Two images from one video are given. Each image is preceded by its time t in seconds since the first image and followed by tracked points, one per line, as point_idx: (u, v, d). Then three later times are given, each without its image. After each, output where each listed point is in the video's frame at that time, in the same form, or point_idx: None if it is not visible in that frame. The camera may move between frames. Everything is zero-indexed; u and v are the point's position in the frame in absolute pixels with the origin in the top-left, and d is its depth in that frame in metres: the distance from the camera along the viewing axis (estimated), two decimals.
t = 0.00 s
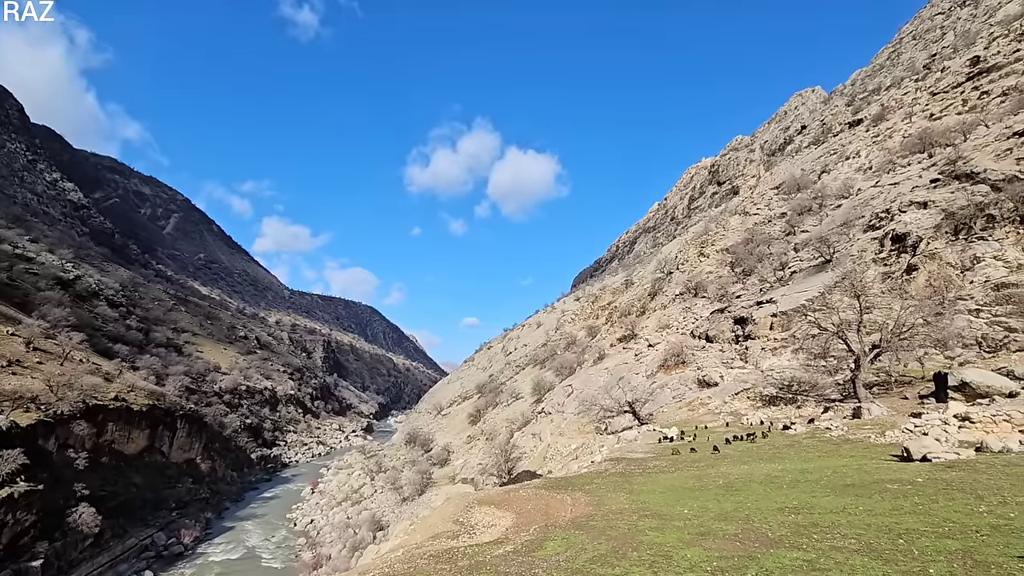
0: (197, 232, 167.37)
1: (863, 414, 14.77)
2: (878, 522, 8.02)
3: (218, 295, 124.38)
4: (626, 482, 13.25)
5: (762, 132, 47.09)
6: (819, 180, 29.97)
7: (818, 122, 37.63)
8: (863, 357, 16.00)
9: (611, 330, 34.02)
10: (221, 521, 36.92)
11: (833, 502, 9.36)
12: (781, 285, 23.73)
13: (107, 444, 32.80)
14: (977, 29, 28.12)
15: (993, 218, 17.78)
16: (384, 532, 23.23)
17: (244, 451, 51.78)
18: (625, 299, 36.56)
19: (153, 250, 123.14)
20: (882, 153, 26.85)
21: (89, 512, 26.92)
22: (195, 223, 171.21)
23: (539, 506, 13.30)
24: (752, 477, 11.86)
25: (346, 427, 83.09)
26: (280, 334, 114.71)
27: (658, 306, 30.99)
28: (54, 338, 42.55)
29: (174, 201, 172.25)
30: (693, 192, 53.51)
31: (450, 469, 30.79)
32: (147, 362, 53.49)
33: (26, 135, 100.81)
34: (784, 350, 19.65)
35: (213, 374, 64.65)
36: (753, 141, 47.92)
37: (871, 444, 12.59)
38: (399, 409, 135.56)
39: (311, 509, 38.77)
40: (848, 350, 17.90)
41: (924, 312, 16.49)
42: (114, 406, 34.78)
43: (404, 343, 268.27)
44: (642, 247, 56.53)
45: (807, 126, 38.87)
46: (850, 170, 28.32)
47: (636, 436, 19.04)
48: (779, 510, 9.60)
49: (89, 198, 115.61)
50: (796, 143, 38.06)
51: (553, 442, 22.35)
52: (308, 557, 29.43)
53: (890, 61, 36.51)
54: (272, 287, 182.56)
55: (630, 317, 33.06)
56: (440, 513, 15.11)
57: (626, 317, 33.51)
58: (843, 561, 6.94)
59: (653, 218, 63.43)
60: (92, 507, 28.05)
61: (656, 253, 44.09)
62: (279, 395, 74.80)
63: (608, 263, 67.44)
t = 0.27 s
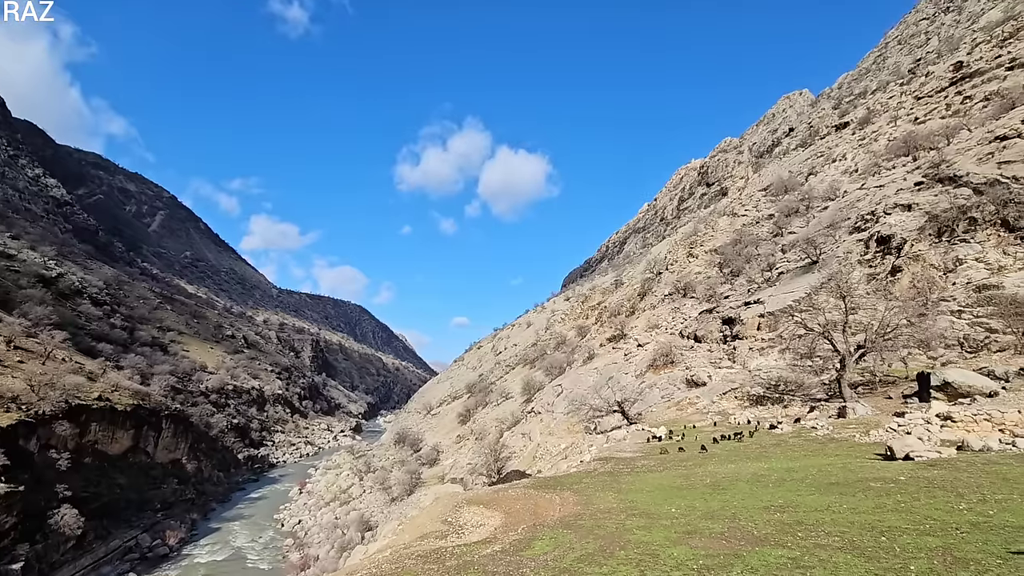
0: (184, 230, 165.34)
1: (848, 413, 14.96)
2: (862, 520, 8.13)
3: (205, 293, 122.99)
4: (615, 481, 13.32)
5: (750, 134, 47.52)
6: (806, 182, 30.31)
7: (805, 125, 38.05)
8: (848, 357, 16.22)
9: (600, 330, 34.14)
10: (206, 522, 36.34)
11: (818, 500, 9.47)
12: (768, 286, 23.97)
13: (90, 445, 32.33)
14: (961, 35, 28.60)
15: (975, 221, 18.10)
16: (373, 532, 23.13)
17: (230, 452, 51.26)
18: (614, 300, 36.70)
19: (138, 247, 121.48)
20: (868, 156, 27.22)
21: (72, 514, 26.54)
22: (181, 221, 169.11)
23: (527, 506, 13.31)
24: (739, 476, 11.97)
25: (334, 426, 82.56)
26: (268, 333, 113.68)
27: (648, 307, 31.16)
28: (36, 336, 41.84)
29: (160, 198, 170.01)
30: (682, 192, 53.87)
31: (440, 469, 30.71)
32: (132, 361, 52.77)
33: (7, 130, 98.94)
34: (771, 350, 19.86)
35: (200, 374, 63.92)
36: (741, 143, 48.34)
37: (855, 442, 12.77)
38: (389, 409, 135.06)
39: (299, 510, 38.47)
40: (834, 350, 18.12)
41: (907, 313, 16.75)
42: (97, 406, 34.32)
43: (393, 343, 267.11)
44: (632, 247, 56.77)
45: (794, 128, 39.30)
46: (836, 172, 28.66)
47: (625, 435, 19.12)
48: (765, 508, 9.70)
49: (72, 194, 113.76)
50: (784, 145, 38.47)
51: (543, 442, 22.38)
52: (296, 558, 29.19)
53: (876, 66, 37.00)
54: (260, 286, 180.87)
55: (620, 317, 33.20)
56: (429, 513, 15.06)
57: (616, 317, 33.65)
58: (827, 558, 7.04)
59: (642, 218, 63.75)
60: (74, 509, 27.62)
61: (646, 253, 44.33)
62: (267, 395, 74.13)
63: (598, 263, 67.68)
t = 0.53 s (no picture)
0: (169, 227, 163.05)
1: (832, 413, 15.15)
2: (844, 518, 8.25)
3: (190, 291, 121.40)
4: (602, 481, 13.37)
5: (738, 137, 47.98)
6: (792, 185, 30.68)
7: (792, 128, 38.51)
8: (832, 358, 16.44)
9: (589, 330, 34.26)
10: (190, 523, 35.72)
11: (801, 499, 9.59)
12: (755, 287, 24.22)
13: (70, 444, 31.79)
14: (944, 42, 29.13)
15: (956, 225, 18.44)
16: (360, 532, 23.00)
17: (215, 452, 50.69)
18: (603, 300, 36.86)
19: (122, 244, 119.61)
20: (853, 159, 27.62)
21: (52, 515, 26.18)
22: (166, 218, 166.76)
23: (515, 506, 13.31)
24: (724, 475, 12.08)
25: (322, 426, 81.95)
26: (255, 332, 112.50)
27: (636, 307, 31.34)
28: (16, 334, 41.03)
29: (145, 195, 167.48)
30: (671, 194, 54.24)
31: (428, 469, 30.61)
32: (114, 360, 51.95)
33: None
34: (757, 350, 20.07)
35: (185, 373, 63.10)
36: (729, 146, 48.79)
37: (839, 442, 12.95)
38: (376, 409, 134.39)
39: (285, 510, 38.13)
40: (818, 351, 18.35)
41: (890, 315, 17.03)
42: (78, 406, 33.78)
43: (382, 342, 265.72)
44: (621, 247, 57.04)
45: (781, 131, 39.77)
46: (822, 175, 29.05)
47: (613, 435, 19.19)
48: (750, 507, 9.80)
49: (54, 189, 111.65)
50: (771, 148, 38.90)
51: (531, 441, 22.40)
52: (282, 559, 28.92)
53: (862, 71, 37.56)
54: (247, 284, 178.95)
55: (608, 317, 33.35)
56: (416, 513, 14.99)
57: (605, 317, 33.81)
58: (809, 556, 7.13)
59: (632, 219, 64.09)
60: (55, 510, 27.14)
61: (634, 254, 44.57)
62: (253, 394, 73.37)
63: (587, 264, 67.91)
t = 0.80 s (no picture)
0: (152, 223, 160.55)
1: (816, 412, 15.36)
2: (826, 516, 8.38)
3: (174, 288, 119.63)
4: (589, 479, 13.42)
5: (726, 138, 48.39)
6: (778, 186, 31.02)
7: (779, 131, 38.94)
8: (816, 357, 16.67)
9: (578, 330, 34.35)
10: (173, 523, 35.19)
11: (785, 497, 9.71)
12: (741, 287, 24.47)
13: (50, 444, 31.22)
14: (926, 48, 29.62)
15: (938, 228, 18.78)
16: (346, 532, 22.86)
17: (199, 451, 50.05)
18: (592, 299, 36.97)
19: (104, 240, 117.53)
20: (838, 162, 28.00)
21: (29, 515, 25.95)
22: (150, 213, 164.18)
23: (502, 504, 13.31)
24: (709, 474, 12.20)
25: (308, 425, 81.25)
26: (240, 330, 111.20)
27: (624, 306, 31.49)
28: None
29: (127, 190, 164.66)
30: (660, 194, 54.56)
31: (416, 468, 30.50)
32: (96, 357, 51.06)
33: None
34: (743, 350, 20.29)
35: (168, 371, 62.19)
36: (717, 147, 49.19)
37: (822, 440, 13.14)
38: (364, 408, 133.60)
39: (270, 510, 37.75)
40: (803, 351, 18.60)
41: (873, 316, 17.32)
42: (57, 404, 33.20)
43: (369, 340, 264.15)
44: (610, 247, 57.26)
45: (768, 133, 40.18)
46: (807, 177, 29.40)
47: (600, 434, 19.26)
48: (734, 505, 9.90)
49: (33, 184, 109.35)
50: (758, 150, 39.29)
51: (519, 440, 22.42)
52: (267, 559, 28.64)
53: (847, 75, 38.07)
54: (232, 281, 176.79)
55: (597, 316, 33.47)
56: (403, 512, 14.92)
57: (593, 316, 33.92)
58: (791, 553, 7.22)
59: (620, 219, 64.39)
60: (32, 511, 26.63)
61: (623, 254, 44.77)
62: (238, 393, 72.52)
63: (576, 263, 68.10)
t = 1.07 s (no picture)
0: (136, 218, 157.98)
1: (800, 411, 15.54)
2: (809, 512, 8.49)
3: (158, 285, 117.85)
4: (577, 478, 13.47)
5: (715, 139, 48.76)
6: (765, 187, 31.33)
7: (766, 132, 39.32)
8: (801, 356, 16.87)
9: (566, 328, 34.42)
10: (156, 523, 34.61)
11: (769, 494, 9.82)
12: (728, 287, 24.70)
13: (28, 443, 30.62)
14: (910, 52, 30.08)
15: (920, 229, 19.09)
16: (333, 531, 22.69)
17: (183, 450, 49.42)
18: (581, 298, 37.07)
19: (86, 235, 115.38)
20: (824, 164, 28.36)
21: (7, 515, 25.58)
22: (133, 209, 161.53)
23: (489, 503, 13.30)
24: (696, 471, 12.31)
25: (295, 424, 80.56)
26: (226, 327, 109.88)
27: (613, 305, 31.62)
28: None
29: (110, 184, 161.82)
30: (649, 194, 54.84)
31: (403, 466, 30.37)
32: (76, 355, 50.16)
33: None
34: (730, 349, 20.48)
35: (152, 368, 61.29)
36: (705, 148, 49.54)
37: (806, 438, 13.32)
38: (352, 406, 132.78)
39: (255, 509, 37.37)
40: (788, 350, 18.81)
41: (857, 316, 17.59)
42: (37, 402, 32.59)
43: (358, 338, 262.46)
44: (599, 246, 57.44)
45: (756, 135, 40.55)
46: (794, 179, 29.73)
47: (588, 432, 19.32)
48: (720, 502, 9.99)
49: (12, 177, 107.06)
50: (746, 151, 39.65)
51: (507, 439, 22.42)
52: (252, 559, 28.35)
53: (833, 77, 38.54)
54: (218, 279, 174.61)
55: (585, 315, 33.58)
56: (390, 511, 14.85)
57: (582, 315, 34.01)
58: (775, 550, 7.30)
59: (610, 218, 64.65)
60: (10, 511, 26.09)
61: (612, 253, 44.93)
62: (224, 391, 71.69)
63: (565, 262, 68.24)
